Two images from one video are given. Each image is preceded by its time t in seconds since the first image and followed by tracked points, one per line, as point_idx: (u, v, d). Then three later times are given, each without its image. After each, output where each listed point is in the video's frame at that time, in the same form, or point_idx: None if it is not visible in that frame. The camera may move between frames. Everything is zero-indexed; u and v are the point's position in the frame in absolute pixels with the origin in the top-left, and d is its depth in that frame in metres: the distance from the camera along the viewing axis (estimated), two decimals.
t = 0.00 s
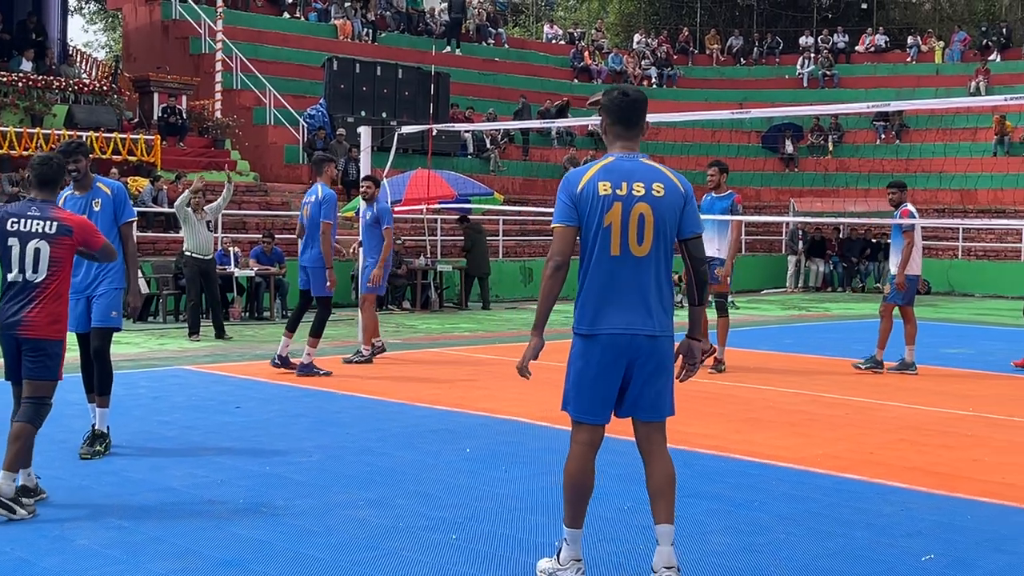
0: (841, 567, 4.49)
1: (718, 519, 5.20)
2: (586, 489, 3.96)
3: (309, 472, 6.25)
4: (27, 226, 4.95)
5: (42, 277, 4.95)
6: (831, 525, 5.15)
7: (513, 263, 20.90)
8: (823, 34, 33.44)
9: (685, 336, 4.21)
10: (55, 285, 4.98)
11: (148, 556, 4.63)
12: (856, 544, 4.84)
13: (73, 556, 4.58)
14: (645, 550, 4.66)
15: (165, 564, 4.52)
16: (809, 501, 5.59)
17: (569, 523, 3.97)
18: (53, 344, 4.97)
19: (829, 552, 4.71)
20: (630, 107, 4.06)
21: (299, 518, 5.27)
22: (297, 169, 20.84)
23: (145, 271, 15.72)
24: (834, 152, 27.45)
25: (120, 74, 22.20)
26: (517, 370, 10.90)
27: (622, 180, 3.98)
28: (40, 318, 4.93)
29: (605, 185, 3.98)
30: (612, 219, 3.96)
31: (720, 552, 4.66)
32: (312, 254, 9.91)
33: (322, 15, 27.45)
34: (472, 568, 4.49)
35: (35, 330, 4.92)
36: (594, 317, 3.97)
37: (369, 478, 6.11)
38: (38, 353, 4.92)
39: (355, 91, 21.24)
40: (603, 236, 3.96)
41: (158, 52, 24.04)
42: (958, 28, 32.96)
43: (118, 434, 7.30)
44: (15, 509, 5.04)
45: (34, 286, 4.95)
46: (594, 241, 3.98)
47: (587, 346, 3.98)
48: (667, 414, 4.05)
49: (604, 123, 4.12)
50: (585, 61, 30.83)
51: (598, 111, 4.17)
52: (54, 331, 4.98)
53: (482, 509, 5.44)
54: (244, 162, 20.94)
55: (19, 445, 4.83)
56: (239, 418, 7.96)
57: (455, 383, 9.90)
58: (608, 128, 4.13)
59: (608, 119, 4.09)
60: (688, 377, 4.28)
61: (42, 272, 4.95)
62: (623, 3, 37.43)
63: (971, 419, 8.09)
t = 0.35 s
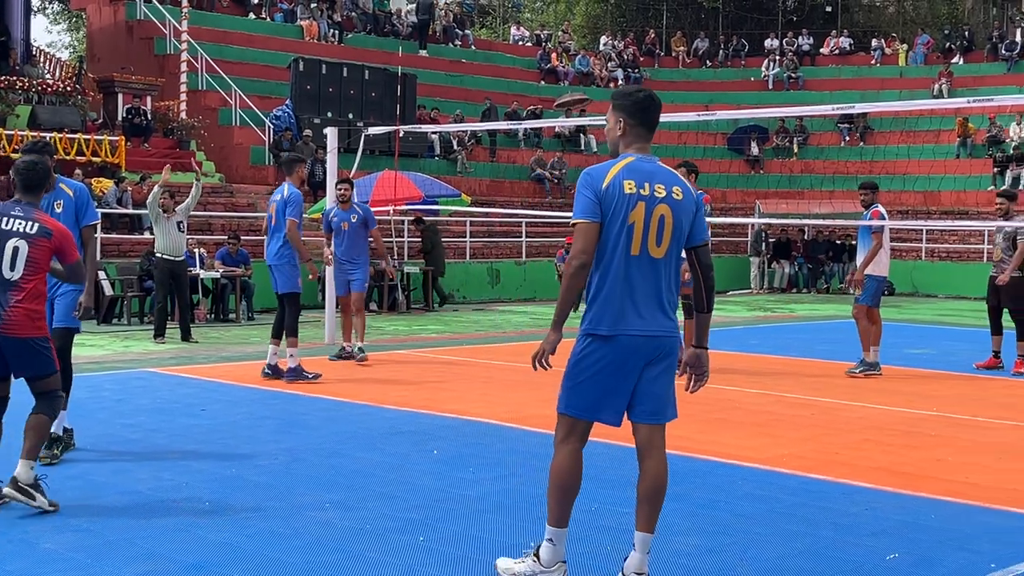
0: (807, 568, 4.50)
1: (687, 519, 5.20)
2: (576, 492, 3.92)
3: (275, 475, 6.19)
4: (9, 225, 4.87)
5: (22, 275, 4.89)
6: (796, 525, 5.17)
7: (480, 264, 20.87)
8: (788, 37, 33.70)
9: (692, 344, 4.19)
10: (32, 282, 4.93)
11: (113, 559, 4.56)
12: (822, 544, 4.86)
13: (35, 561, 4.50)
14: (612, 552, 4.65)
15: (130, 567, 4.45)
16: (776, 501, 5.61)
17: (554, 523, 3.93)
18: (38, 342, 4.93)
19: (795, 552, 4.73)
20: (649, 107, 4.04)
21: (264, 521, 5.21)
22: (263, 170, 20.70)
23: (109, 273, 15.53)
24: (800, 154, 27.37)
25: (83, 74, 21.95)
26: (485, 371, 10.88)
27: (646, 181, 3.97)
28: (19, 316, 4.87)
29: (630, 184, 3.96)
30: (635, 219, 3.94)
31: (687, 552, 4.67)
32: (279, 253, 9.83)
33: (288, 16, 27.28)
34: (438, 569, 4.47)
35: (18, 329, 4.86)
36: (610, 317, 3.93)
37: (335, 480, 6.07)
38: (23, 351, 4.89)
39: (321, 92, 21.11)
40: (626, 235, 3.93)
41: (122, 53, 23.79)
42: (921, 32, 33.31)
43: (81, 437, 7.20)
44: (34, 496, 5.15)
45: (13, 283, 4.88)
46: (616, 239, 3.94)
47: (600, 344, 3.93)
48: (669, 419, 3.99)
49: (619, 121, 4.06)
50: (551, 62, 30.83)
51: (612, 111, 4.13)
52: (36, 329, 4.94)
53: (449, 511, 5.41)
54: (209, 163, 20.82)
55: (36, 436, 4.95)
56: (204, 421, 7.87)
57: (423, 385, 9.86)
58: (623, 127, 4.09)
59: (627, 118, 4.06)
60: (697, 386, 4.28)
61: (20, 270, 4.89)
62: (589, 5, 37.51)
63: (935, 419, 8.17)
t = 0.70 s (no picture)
0: (768, 567, 4.53)
1: (651, 519, 5.23)
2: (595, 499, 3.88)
3: (238, 476, 6.14)
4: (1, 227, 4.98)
5: (15, 278, 5.00)
6: (759, 524, 5.20)
7: (444, 266, 20.83)
8: (750, 39, 33.96)
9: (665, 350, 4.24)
10: (25, 285, 5.03)
11: (72, 563, 4.50)
12: (783, 543, 4.89)
13: None
14: (578, 554, 4.66)
15: (90, 571, 4.40)
16: (739, 500, 5.65)
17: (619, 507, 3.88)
18: (29, 345, 5.03)
19: (757, 550, 4.76)
20: (649, 110, 4.05)
21: (227, 523, 5.17)
22: (225, 171, 20.54)
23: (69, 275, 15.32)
24: (761, 156, 27.67)
25: (43, 73, 21.67)
26: (450, 372, 10.86)
27: (650, 186, 3.97)
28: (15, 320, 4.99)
29: (636, 187, 3.94)
30: (639, 223, 3.93)
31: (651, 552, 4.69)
32: (246, 253, 9.80)
33: (251, 16, 27.10)
34: (402, 570, 4.46)
35: (12, 333, 4.99)
36: (614, 320, 3.89)
37: (298, 482, 6.03)
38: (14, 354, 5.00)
39: (284, 92, 20.96)
40: (631, 238, 3.92)
41: (83, 53, 23.49)
42: (882, 34, 33.69)
43: (41, 440, 7.10)
44: (39, 500, 5.27)
45: (8, 287, 4.99)
46: (621, 242, 3.91)
47: (602, 348, 3.89)
48: (643, 423, 4.07)
49: (620, 120, 4.06)
50: (515, 64, 30.81)
51: (610, 111, 4.10)
52: (31, 332, 5.06)
53: (412, 513, 5.40)
54: (171, 164, 20.60)
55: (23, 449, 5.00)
56: (166, 424, 7.80)
57: (387, 387, 9.82)
58: (622, 127, 4.08)
59: (628, 119, 4.04)
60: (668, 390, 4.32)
61: (15, 273, 5.00)
62: (553, 7, 37.58)
63: (895, 418, 8.27)
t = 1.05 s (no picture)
0: (728, 566, 4.57)
1: (614, 519, 5.25)
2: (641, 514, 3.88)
3: (199, 480, 6.09)
4: None
5: None
6: (720, 523, 5.24)
7: (406, 267, 20.76)
8: (711, 41, 34.21)
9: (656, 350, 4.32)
10: None
11: (29, 567, 4.45)
12: (743, 542, 4.93)
13: None
14: (542, 556, 4.67)
15: None
16: (701, 500, 5.68)
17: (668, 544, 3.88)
18: None
19: (718, 550, 4.79)
20: (647, 113, 4.03)
21: (187, 526, 5.13)
22: (185, 172, 20.37)
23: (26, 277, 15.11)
24: (722, 157, 27.84)
25: None
26: (412, 374, 10.83)
27: (654, 192, 3.97)
28: None
29: (640, 195, 3.93)
30: (648, 230, 3.94)
31: (613, 551, 4.71)
32: (210, 257, 9.71)
33: (211, 16, 26.91)
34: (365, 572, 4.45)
35: None
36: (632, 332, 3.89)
37: (260, 485, 5.99)
38: None
39: (244, 93, 20.78)
40: (641, 247, 3.93)
41: (39, 53, 23.14)
42: (841, 37, 34.01)
43: None
44: None
45: None
46: (632, 253, 3.91)
47: (624, 361, 3.87)
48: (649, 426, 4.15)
49: (621, 124, 4.02)
50: (477, 65, 30.80)
51: (607, 114, 4.06)
52: None
53: (375, 515, 5.38)
54: (130, 165, 20.39)
55: None
56: (126, 427, 7.71)
57: (349, 389, 9.78)
58: (619, 132, 4.06)
59: (627, 123, 4.01)
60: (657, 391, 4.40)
61: None
62: (515, 8, 37.59)
63: (854, 418, 8.36)
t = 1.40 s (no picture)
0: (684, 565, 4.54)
1: (574, 522, 5.21)
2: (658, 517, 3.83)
3: (156, 485, 5.97)
4: None
5: None
6: (680, 524, 5.22)
7: (366, 269, 20.62)
8: (670, 43, 34.37)
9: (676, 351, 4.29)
10: None
11: None
12: (704, 543, 4.90)
13: None
14: (505, 559, 4.62)
15: None
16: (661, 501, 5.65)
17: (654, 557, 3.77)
18: None
19: (677, 551, 4.77)
20: (636, 111, 3.97)
21: (144, 532, 5.02)
22: (142, 174, 20.13)
23: None
24: (681, 159, 28.10)
25: None
26: (372, 377, 10.74)
27: (653, 186, 3.91)
28: None
29: (642, 191, 3.87)
30: (654, 226, 3.89)
31: (573, 555, 4.68)
32: (170, 259, 9.54)
33: (167, 18, 26.66)
34: None
35: None
36: (649, 330, 3.85)
37: (217, 490, 5.88)
38: None
39: (201, 95, 20.51)
40: (650, 244, 3.88)
41: None
42: (798, 40, 34.29)
43: None
44: None
45: None
46: (642, 250, 3.86)
47: (643, 360, 3.84)
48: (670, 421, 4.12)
49: (612, 123, 3.97)
50: (437, 67, 30.72)
51: (597, 109, 4.03)
52: None
53: (335, 519, 5.30)
54: (86, 167, 20.09)
55: None
56: (81, 432, 7.57)
57: (308, 392, 9.67)
58: (608, 128, 4.01)
59: (616, 120, 3.96)
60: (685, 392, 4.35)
61: None
62: (475, 10, 37.52)
63: (812, 418, 8.40)
